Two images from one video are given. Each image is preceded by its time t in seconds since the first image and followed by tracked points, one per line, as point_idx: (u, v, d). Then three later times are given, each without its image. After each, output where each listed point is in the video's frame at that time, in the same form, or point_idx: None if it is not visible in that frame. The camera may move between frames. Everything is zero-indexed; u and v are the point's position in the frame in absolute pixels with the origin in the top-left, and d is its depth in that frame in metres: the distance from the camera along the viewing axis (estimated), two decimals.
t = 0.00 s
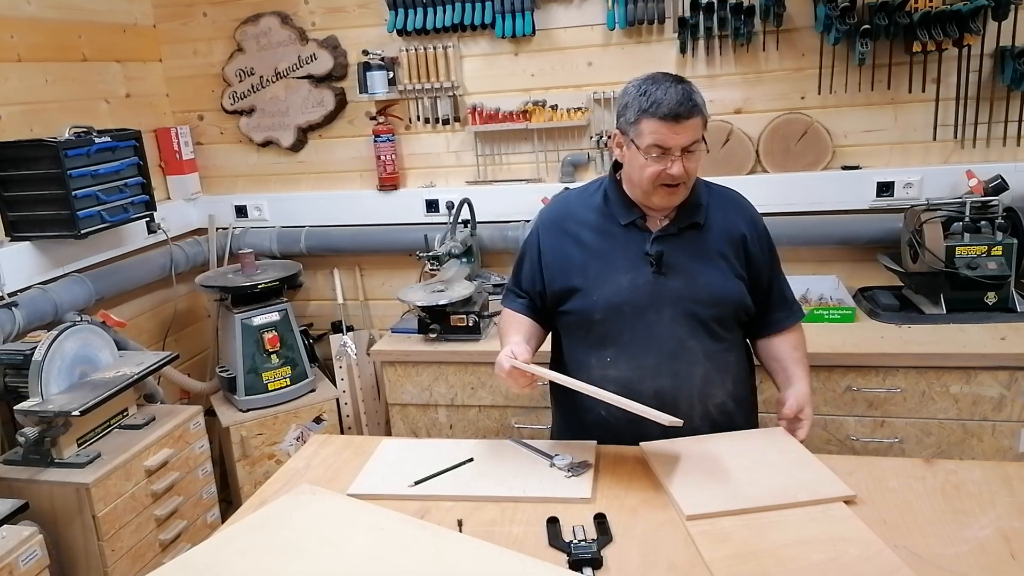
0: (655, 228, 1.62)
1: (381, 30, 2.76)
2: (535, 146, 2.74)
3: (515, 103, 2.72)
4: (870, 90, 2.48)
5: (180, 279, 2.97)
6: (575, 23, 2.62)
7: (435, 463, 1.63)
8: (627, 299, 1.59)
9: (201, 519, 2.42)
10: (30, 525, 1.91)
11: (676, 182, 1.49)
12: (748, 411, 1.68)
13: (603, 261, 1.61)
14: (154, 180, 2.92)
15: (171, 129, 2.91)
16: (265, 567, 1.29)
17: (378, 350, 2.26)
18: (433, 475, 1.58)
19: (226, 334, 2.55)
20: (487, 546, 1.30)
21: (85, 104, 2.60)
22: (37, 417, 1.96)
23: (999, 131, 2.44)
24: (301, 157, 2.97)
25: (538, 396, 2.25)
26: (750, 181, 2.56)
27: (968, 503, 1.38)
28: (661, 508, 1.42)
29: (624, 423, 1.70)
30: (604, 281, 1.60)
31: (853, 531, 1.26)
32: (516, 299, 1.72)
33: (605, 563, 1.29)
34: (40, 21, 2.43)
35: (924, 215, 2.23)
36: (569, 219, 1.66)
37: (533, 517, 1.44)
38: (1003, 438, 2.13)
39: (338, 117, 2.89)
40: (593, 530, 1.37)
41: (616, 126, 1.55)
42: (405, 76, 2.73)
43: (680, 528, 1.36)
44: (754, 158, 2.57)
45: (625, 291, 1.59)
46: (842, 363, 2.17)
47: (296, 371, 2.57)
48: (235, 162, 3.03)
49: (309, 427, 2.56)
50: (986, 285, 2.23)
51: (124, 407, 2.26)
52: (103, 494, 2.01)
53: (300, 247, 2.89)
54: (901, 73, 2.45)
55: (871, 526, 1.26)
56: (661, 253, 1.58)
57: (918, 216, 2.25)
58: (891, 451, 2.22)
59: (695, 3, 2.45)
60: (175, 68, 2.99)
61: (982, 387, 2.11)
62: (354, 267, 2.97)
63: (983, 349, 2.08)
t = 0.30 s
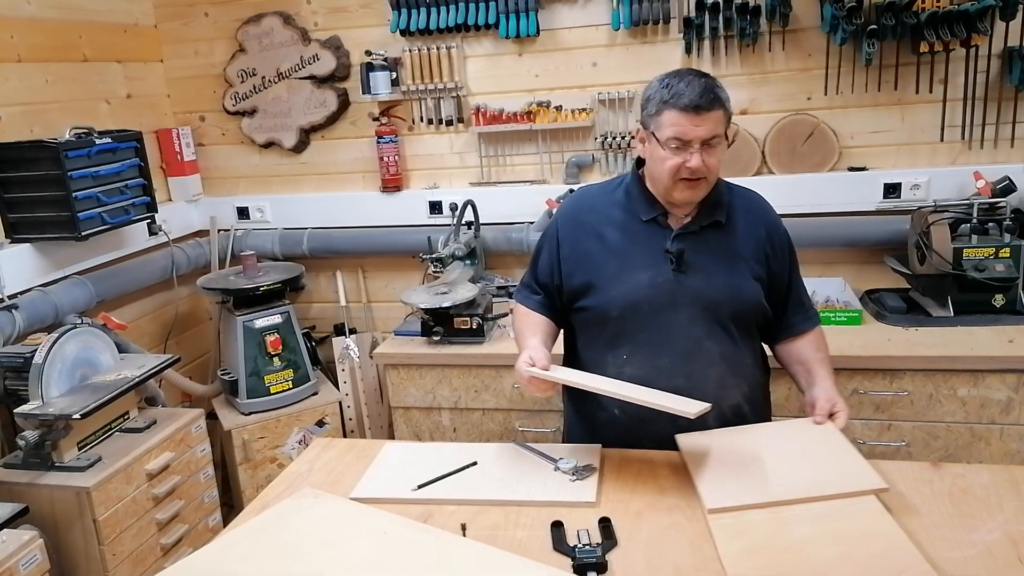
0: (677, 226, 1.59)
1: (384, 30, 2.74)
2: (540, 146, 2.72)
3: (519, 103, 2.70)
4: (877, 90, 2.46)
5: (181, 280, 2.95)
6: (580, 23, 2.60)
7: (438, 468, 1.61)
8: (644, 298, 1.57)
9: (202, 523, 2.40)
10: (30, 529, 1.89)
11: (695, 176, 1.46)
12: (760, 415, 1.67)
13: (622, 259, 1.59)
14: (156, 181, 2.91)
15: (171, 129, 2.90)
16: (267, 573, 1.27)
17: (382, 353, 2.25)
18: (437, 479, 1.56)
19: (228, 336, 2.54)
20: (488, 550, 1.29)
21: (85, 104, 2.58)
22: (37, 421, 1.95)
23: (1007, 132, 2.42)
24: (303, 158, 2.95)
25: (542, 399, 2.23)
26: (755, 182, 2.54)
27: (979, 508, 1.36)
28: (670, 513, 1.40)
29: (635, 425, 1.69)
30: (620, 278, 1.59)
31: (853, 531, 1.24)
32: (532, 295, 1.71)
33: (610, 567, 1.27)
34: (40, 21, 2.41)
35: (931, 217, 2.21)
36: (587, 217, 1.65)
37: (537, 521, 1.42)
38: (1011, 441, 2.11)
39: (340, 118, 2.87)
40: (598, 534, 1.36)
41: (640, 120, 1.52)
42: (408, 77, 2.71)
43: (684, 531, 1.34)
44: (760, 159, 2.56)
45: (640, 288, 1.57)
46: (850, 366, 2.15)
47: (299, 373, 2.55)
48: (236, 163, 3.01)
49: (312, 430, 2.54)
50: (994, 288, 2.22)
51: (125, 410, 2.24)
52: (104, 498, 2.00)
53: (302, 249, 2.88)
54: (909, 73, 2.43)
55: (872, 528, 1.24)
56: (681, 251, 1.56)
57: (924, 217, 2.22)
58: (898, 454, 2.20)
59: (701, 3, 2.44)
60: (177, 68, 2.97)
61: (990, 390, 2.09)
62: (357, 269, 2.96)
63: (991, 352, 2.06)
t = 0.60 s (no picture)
0: (704, 228, 1.93)
1: (389, 30, 2.72)
2: (547, 148, 2.65)
3: (526, 105, 2.68)
4: (889, 91, 2.43)
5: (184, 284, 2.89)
6: (588, 23, 2.57)
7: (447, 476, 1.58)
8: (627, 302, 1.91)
9: (204, 530, 2.36)
10: (29, 537, 1.86)
11: (678, 161, 1.77)
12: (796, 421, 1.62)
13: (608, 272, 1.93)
14: (158, 183, 2.88)
15: (174, 131, 2.87)
16: None
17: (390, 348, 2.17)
18: (445, 484, 1.55)
19: (231, 341, 2.52)
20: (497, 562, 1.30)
21: (86, 105, 2.55)
22: (38, 427, 1.92)
23: (1020, 134, 2.39)
24: (307, 160, 2.92)
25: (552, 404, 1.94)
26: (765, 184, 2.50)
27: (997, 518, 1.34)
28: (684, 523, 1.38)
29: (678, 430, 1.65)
30: (606, 289, 1.93)
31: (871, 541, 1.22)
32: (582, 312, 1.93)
33: (620, 573, 1.28)
34: (41, 21, 2.38)
35: (944, 220, 2.23)
36: (583, 242, 1.98)
37: (544, 528, 1.42)
38: None
39: (345, 119, 2.83)
40: (606, 540, 1.36)
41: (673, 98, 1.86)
42: (414, 78, 2.67)
43: (692, 536, 1.37)
44: (770, 161, 2.44)
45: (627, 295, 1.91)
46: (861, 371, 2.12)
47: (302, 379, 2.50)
48: (240, 165, 2.98)
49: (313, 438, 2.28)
50: (1007, 291, 2.10)
51: (126, 416, 2.21)
52: (105, 505, 1.97)
53: (305, 252, 2.84)
54: (920, 74, 2.41)
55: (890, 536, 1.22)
56: (713, 251, 1.90)
57: (937, 221, 2.24)
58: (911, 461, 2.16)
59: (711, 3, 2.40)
60: (179, 69, 2.94)
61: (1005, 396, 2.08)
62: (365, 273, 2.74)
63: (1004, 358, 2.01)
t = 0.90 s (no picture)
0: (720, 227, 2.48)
1: (386, 30, 2.73)
2: (543, 147, 2.63)
3: (522, 104, 2.67)
4: (883, 91, 2.45)
5: (182, 282, 2.82)
6: (583, 23, 2.59)
7: (443, 471, 1.57)
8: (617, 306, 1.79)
9: (203, 527, 2.37)
10: (29, 534, 1.87)
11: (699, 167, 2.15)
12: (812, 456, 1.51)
13: (589, 287, 1.77)
14: (157, 182, 2.89)
15: (173, 130, 2.88)
16: None
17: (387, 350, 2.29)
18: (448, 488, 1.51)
19: (229, 339, 2.54)
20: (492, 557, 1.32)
21: (86, 105, 2.57)
22: (37, 424, 1.93)
23: (1013, 133, 2.41)
24: (305, 159, 2.93)
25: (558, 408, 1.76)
26: (762, 183, 2.51)
27: (985, 510, 1.35)
28: (677, 516, 1.39)
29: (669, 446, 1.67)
30: (592, 296, 1.77)
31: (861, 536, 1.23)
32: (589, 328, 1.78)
33: (616, 571, 1.26)
34: (41, 21, 2.39)
35: (938, 218, 2.23)
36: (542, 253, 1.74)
37: (540, 524, 1.39)
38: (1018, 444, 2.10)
39: (343, 118, 2.85)
40: (602, 537, 1.34)
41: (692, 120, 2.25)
42: (410, 77, 2.68)
43: (687, 533, 1.35)
44: (766, 160, 2.53)
45: (610, 301, 1.78)
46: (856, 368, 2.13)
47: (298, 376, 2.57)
48: (238, 164, 3.00)
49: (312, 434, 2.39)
50: (1002, 289, 2.19)
51: (125, 413, 2.22)
52: (104, 502, 1.98)
53: (303, 251, 2.75)
54: (914, 74, 2.42)
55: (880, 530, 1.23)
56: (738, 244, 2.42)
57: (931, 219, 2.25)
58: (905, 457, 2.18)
59: (705, 3, 2.43)
60: (178, 69, 2.95)
61: (997, 393, 2.10)
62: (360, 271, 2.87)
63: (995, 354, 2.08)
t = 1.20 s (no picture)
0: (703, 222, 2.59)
1: (382, 30, 2.75)
2: (536, 147, 2.73)
3: (516, 103, 2.71)
4: (873, 90, 2.47)
5: (180, 279, 2.97)
6: (577, 23, 2.61)
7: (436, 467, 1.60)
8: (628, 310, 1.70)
9: (201, 520, 2.42)
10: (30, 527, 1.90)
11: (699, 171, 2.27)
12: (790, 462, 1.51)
13: (601, 291, 1.66)
14: (155, 181, 2.91)
15: (171, 129, 2.91)
16: None
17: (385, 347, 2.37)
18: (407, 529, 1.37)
19: (226, 335, 2.54)
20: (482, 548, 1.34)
21: (85, 104, 2.59)
22: (37, 419, 1.96)
23: (1002, 132, 2.43)
24: (301, 158, 2.96)
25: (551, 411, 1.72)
26: (750, 182, 2.55)
27: (969, 502, 1.37)
28: (666, 509, 1.42)
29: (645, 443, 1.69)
30: (602, 299, 1.67)
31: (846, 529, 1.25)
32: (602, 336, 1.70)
33: (608, 562, 1.28)
34: (40, 21, 2.42)
35: (927, 216, 2.23)
36: (549, 256, 1.65)
37: (533, 518, 1.41)
38: (1006, 439, 2.12)
39: (338, 117, 2.88)
40: (595, 531, 1.36)
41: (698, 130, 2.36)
42: (406, 76, 2.72)
43: (679, 527, 1.36)
44: (756, 159, 2.57)
45: (617, 304, 1.67)
46: (845, 364, 2.15)
47: (297, 371, 2.57)
48: (236, 162, 3.02)
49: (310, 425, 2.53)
50: (990, 286, 2.22)
51: (124, 408, 2.25)
52: (104, 496, 2.01)
53: (299, 248, 2.90)
54: (904, 73, 2.44)
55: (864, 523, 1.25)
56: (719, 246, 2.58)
57: (920, 216, 2.25)
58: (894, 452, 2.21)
59: (697, 3, 2.45)
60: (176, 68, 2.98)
61: (985, 388, 2.10)
62: (356, 268, 2.98)
63: (989, 350, 2.07)
